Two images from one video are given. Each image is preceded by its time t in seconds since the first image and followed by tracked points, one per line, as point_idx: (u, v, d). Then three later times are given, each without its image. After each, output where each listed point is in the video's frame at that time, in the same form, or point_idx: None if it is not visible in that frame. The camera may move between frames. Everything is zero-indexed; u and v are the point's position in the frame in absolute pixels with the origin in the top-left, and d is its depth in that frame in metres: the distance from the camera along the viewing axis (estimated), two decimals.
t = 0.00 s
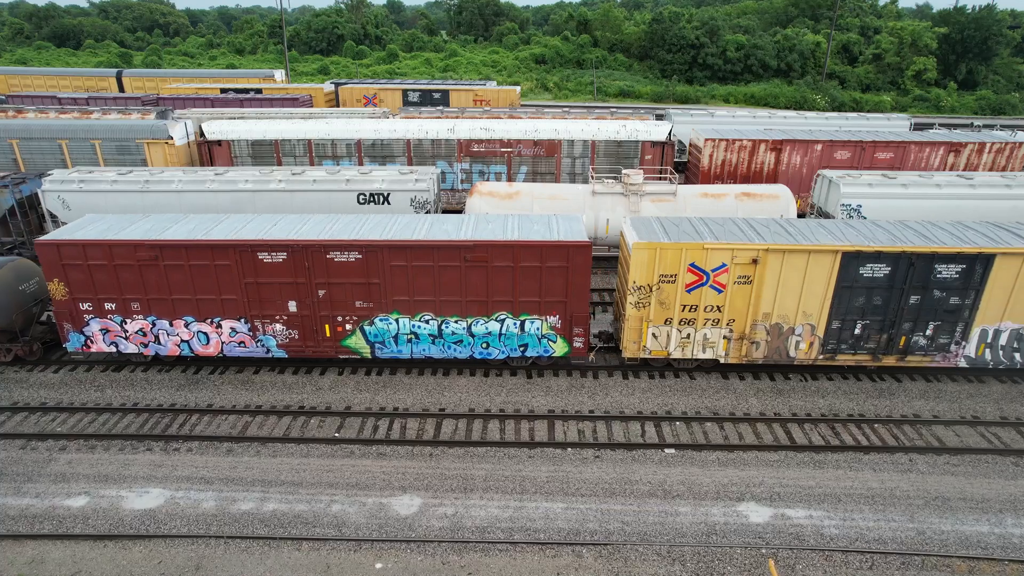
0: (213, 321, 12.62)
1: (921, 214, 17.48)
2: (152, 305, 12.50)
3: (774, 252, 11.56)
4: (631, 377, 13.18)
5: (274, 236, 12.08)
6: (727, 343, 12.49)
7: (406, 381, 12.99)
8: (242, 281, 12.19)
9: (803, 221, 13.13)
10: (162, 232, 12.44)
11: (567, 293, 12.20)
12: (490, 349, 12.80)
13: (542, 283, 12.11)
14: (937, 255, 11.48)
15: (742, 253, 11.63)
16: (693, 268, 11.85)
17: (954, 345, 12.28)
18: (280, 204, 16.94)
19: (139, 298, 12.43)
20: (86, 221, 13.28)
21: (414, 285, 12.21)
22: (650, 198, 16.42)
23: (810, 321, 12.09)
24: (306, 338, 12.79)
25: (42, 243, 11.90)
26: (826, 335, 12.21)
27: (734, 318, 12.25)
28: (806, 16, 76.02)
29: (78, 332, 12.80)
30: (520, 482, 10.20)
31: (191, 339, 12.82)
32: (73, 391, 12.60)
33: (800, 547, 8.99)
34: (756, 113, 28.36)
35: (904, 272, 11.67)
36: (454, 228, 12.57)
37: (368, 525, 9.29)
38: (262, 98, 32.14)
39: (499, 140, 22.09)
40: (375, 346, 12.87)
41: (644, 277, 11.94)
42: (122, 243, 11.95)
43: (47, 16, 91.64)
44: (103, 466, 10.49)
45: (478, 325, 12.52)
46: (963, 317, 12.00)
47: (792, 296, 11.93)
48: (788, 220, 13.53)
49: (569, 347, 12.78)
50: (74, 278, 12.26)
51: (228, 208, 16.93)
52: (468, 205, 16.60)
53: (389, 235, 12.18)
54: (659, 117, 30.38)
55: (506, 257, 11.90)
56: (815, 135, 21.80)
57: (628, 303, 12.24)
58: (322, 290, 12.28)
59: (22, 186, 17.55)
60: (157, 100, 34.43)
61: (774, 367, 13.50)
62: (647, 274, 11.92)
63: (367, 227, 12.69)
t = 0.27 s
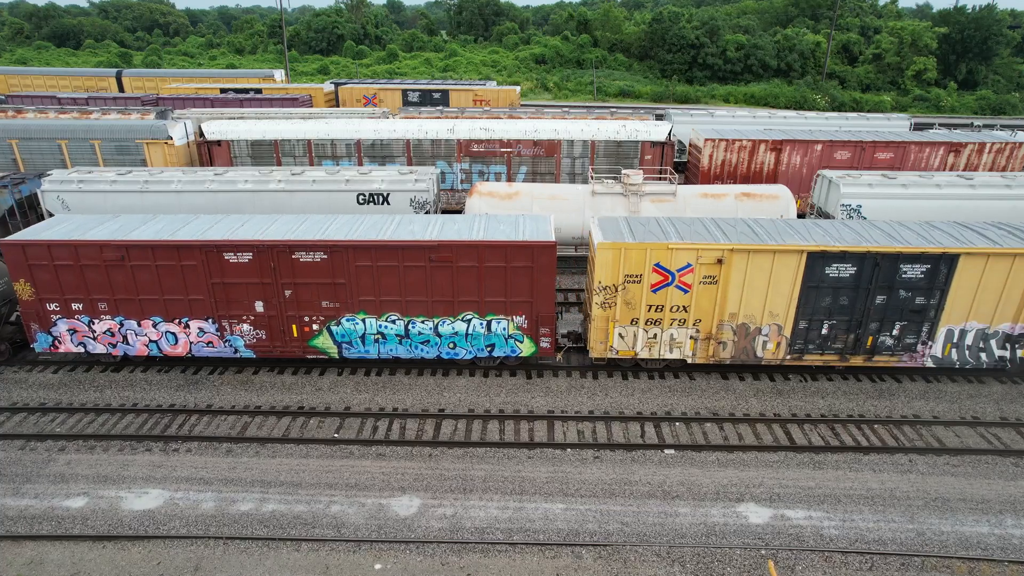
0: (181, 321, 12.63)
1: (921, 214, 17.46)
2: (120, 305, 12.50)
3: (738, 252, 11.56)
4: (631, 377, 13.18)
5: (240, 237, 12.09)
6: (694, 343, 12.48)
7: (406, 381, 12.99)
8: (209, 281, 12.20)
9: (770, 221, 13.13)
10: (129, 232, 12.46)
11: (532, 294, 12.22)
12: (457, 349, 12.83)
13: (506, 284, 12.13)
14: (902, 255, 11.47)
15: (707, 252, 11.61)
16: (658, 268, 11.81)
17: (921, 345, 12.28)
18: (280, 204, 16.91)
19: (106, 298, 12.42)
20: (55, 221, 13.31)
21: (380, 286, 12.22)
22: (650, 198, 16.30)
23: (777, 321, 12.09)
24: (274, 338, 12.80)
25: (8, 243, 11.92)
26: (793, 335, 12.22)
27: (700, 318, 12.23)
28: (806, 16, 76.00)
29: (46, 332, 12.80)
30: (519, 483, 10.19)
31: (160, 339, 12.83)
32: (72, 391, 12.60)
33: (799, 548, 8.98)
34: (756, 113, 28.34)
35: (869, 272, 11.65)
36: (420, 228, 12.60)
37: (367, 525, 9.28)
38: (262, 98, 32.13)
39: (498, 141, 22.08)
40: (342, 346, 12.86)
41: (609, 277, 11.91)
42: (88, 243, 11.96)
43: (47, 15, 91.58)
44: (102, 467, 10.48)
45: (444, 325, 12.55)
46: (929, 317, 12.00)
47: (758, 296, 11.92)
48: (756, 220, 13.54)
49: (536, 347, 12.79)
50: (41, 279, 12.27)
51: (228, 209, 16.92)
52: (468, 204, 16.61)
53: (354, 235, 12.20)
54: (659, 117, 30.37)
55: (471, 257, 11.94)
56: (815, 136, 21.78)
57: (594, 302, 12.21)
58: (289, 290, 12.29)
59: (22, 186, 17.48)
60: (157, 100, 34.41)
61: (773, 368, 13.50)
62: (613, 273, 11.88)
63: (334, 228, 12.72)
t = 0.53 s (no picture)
0: (149, 321, 12.59)
1: (921, 214, 17.45)
2: (87, 305, 12.46)
3: (703, 252, 11.57)
4: (630, 377, 13.17)
5: (206, 237, 12.08)
6: (660, 343, 12.47)
7: (405, 382, 12.99)
8: (175, 281, 12.18)
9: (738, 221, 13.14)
10: (96, 232, 12.44)
11: (498, 293, 12.22)
12: (424, 349, 12.83)
13: (472, 284, 12.13)
14: (867, 255, 11.49)
15: (672, 252, 11.61)
16: (623, 268, 11.82)
17: (887, 345, 12.32)
18: (280, 204, 16.90)
19: (72, 298, 12.38)
20: (23, 221, 13.28)
21: (346, 286, 12.22)
22: (649, 198, 16.28)
23: (743, 321, 12.09)
24: (241, 338, 12.78)
25: None
26: (760, 335, 12.22)
27: (666, 318, 12.23)
28: (806, 16, 76.00)
29: (14, 332, 12.76)
30: (518, 484, 10.19)
31: (128, 339, 12.79)
32: (71, 391, 12.60)
33: (799, 548, 8.98)
34: (756, 113, 28.32)
35: (835, 273, 11.67)
36: (387, 228, 12.60)
37: (366, 526, 9.28)
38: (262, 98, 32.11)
39: (498, 141, 22.07)
40: (310, 346, 12.85)
41: (575, 277, 11.90)
42: (53, 243, 11.92)
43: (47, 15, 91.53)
44: (101, 467, 10.48)
45: (411, 325, 12.54)
46: (894, 317, 12.03)
47: (723, 296, 11.93)
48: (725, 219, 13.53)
49: (503, 347, 12.78)
50: (7, 279, 12.23)
51: (228, 208, 16.91)
52: (468, 206, 16.48)
53: (320, 235, 12.20)
54: (659, 117, 30.35)
55: (436, 257, 11.94)
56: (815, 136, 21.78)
57: (560, 303, 12.19)
58: (255, 290, 12.28)
59: (21, 186, 17.49)
60: (157, 100, 34.39)
61: (773, 368, 13.49)
62: (578, 273, 11.87)
63: (301, 227, 12.72)
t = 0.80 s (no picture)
0: (117, 321, 12.60)
1: (921, 215, 17.46)
2: (54, 305, 12.45)
3: (668, 252, 11.57)
4: (630, 378, 13.17)
5: (172, 237, 12.10)
6: (627, 343, 12.46)
7: (405, 382, 12.99)
8: (142, 281, 12.20)
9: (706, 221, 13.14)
10: (62, 233, 12.44)
11: (464, 293, 12.26)
12: (391, 349, 12.86)
13: (437, 283, 12.17)
14: (831, 255, 11.49)
15: (637, 252, 11.61)
16: (587, 268, 11.81)
17: (854, 345, 12.35)
18: (280, 204, 16.89)
19: (40, 299, 12.38)
20: None
21: (313, 286, 12.23)
22: (649, 198, 16.27)
23: (709, 320, 12.10)
24: (209, 338, 12.80)
25: None
26: (726, 335, 12.22)
27: (632, 318, 12.22)
28: (806, 16, 76.00)
29: None
30: (517, 484, 10.19)
31: (96, 339, 12.79)
32: (71, 392, 12.60)
33: (798, 548, 8.98)
34: (756, 113, 28.31)
35: (800, 272, 11.67)
36: (353, 228, 12.63)
37: (365, 526, 9.28)
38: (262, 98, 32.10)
39: (498, 141, 22.07)
40: (277, 346, 12.86)
41: (540, 277, 11.89)
42: (18, 243, 11.92)
43: (47, 15, 91.48)
44: (100, 467, 10.48)
45: (377, 324, 12.57)
46: (861, 316, 12.03)
47: (689, 296, 11.92)
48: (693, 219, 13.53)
49: (469, 347, 12.81)
50: None
51: (228, 208, 16.91)
52: (469, 206, 16.85)
53: (286, 235, 12.23)
54: (659, 117, 30.35)
55: (401, 257, 11.98)
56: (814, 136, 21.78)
57: (526, 302, 12.18)
58: (222, 290, 12.30)
59: (21, 186, 17.49)
60: (157, 100, 34.37)
61: (773, 368, 13.49)
62: (543, 273, 11.86)
63: (269, 228, 12.74)
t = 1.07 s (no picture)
0: (85, 321, 12.58)
1: (920, 215, 17.46)
2: (22, 305, 12.43)
3: (632, 252, 11.57)
4: (630, 378, 13.17)
5: (139, 237, 12.11)
6: (594, 343, 12.48)
7: (404, 382, 12.98)
8: (110, 281, 12.19)
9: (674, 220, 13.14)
10: (30, 233, 12.44)
11: (430, 293, 12.26)
12: (359, 349, 12.86)
13: (403, 283, 12.18)
14: (796, 255, 11.49)
15: (602, 252, 11.60)
16: (552, 268, 11.81)
17: (821, 345, 12.35)
18: (279, 204, 16.88)
19: (7, 299, 12.35)
20: None
21: (280, 286, 12.24)
22: (649, 198, 16.29)
23: (675, 320, 12.10)
24: (178, 338, 12.79)
25: None
26: (693, 335, 12.22)
27: (599, 317, 12.23)
28: (806, 16, 76.02)
29: None
30: (517, 484, 10.19)
31: (65, 339, 12.77)
32: (70, 392, 12.59)
33: (798, 549, 8.99)
34: (755, 113, 28.30)
35: (765, 272, 11.67)
36: (321, 228, 12.64)
37: (365, 527, 9.27)
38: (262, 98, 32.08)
39: (498, 141, 22.07)
40: (246, 346, 12.87)
41: (505, 277, 11.89)
42: None
43: (47, 15, 91.43)
44: (100, 468, 10.48)
45: (344, 324, 12.57)
46: (827, 316, 12.03)
47: (654, 296, 11.92)
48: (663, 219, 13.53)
49: (437, 347, 12.81)
50: None
51: (228, 208, 16.91)
52: (468, 206, 16.90)
53: (253, 236, 12.24)
54: (659, 117, 30.34)
55: (367, 258, 11.99)
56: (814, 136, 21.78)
57: (492, 302, 12.19)
58: (190, 290, 12.31)
59: (21, 186, 17.49)
60: (157, 100, 34.35)
61: (773, 369, 13.49)
62: (508, 273, 11.88)
63: (237, 228, 12.75)
